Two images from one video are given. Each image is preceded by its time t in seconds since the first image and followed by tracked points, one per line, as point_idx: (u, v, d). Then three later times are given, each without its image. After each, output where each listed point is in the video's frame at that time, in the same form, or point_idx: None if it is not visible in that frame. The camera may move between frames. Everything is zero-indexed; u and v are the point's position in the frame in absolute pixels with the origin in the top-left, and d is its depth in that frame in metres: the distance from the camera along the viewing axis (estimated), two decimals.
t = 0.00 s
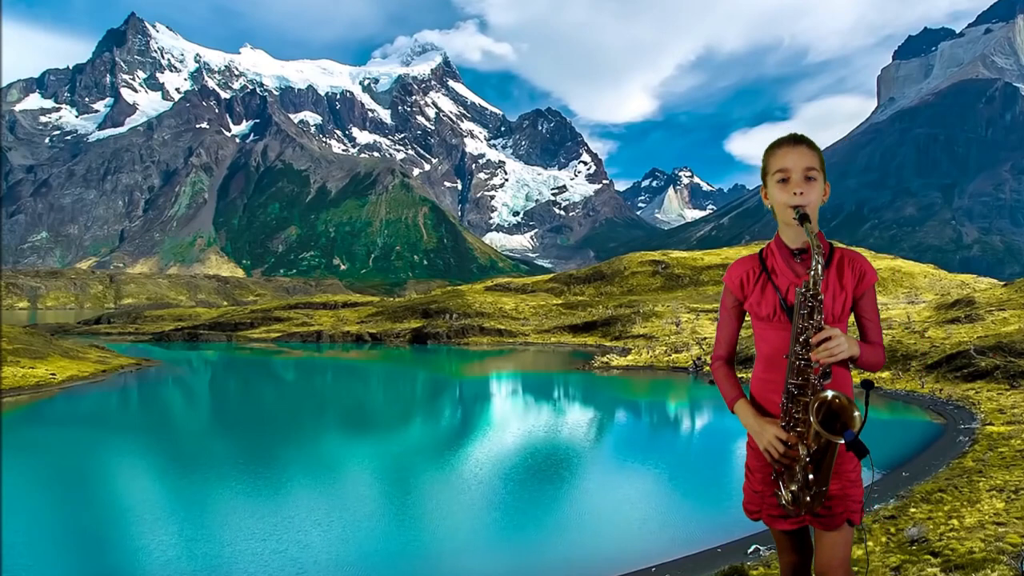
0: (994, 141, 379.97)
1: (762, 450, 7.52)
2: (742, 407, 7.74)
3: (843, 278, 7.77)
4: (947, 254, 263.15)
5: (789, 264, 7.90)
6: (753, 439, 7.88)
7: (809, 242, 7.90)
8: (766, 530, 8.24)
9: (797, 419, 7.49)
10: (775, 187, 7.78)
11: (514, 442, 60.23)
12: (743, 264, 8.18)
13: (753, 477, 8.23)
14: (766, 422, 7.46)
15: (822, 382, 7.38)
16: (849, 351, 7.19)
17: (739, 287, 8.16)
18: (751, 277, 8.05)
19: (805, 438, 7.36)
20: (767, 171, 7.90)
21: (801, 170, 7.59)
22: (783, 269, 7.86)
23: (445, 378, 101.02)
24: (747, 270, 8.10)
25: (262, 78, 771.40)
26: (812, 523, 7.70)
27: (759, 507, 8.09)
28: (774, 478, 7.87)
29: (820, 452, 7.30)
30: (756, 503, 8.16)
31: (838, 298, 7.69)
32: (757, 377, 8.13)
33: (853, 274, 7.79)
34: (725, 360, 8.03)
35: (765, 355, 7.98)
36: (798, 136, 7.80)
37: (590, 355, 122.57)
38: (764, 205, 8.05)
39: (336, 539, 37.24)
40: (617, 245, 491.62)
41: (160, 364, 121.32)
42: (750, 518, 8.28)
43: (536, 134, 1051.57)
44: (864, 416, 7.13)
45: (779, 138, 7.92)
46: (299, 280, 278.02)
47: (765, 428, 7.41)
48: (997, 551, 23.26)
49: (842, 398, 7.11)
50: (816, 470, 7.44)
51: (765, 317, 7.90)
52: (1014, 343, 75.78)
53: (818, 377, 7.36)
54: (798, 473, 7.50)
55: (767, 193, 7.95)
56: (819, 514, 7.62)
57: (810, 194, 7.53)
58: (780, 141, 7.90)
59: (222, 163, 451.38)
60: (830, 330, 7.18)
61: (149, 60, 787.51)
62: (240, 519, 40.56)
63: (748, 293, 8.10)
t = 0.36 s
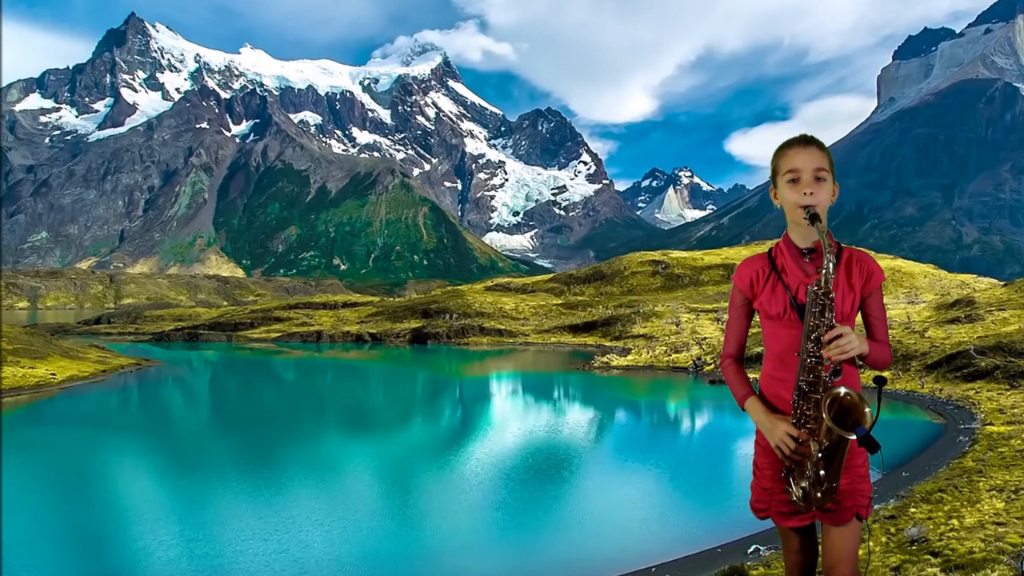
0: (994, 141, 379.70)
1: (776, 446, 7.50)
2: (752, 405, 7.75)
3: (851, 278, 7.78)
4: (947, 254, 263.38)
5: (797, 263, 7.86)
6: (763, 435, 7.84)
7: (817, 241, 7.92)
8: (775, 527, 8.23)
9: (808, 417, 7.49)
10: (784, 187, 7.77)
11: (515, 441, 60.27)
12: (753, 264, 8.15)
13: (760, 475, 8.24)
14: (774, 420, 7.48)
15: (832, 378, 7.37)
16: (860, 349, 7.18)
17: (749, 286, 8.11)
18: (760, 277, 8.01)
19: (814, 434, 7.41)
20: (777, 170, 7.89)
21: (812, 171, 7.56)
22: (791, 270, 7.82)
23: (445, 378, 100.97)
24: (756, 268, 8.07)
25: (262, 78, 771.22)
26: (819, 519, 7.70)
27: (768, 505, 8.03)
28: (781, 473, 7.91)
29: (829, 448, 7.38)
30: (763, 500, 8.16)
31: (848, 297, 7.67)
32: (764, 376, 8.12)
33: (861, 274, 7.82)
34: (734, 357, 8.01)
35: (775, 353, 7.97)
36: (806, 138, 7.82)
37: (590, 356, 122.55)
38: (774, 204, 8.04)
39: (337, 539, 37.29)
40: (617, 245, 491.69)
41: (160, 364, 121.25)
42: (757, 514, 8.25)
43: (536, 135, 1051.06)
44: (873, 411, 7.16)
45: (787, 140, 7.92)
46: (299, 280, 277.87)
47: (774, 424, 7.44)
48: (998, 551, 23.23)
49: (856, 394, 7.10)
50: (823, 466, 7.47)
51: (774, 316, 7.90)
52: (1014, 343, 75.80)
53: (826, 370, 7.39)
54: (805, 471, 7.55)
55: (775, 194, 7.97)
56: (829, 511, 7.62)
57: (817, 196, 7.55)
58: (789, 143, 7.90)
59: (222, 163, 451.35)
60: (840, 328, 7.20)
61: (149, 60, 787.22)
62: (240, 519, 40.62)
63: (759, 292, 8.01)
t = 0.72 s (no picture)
0: (994, 141, 379.51)
1: (789, 445, 7.52)
2: (769, 401, 7.74)
3: (867, 275, 7.70)
4: (948, 254, 263.04)
5: (808, 263, 7.82)
6: (777, 434, 7.82)
7: (831, 238, 7.85)
8: (789, 523, 8.24)
9: (820, 414, 7.47)
10: (798, 186, 7.69)
11: (515, 441, 60.29)
12: (768, 262, 8.10)
13: (775, 473, 8.20)
14: (790, 419, 7.47)
15: (845, 381, 7.32)
16: (873, 350, 7.14)
17: (762, 282, 8.11)
18: (774, 275, 7.98)
19: (832, 433, 7.34)
20: (790, 168, 7.82)
21: (826, 172, 7.51)
22: (805, 268, 7.77)
23: (445, 378, 100.99)
24: (772, 266, 8.00)
25: (262, 77, 771.23)
26: (834, 514, 7.70)
27: (783, 501, 8.02)
28: (800, 470, 7.85)
29: (845, 448, 7.29)
30: (781, 498, 8.12)
31: (860, 295, 7.66)
32: (783, 367, 8.06)
33: (875, 271, 7.71)
34: (751, 354, 8.01)
35: (791, 353, 7.91)
36: (820, 137, 7.75)
37: (590, 356, 122.59)
38: (787, 203, 7.96)
39: (338, 539, 37.30)
40: (617, 245, 491.28)
41: (160, 364, 121.32)
42: (770, 510, 8.23)
43: (535, 134, 1050.30)
44: (888, 410, 7.08)
45: (801, 138, 7.83)
46: (299, 280, 277.90)
47: (790, 421, 7.44)
48: (997, 551, 23.25)
49: (868, 394, 7.02)
50: (839, 465, 7.40)
51: (789, 314, 7.87)
52: (1014, 343, 75.79)
53: (842, 372, 7.31)
54: (822, 466, 7.49)
55: (786, 193, 7.92)
56: (843, 508, 7.64)
57: (833, 193, 7.47)
58: (803, 140, 7.84)
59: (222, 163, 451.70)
60: (853, 327, 7.15)
61: (149, 60, 786.79)
62: (240, 519, 40.65)
63: (772, 290, 8.01)
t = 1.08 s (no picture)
0: (994, 141, 379.54)
1: (804, 438, 7.45)
2: (785, 389, 7.69)
3: (884, 267, 7.60)
4: (948, 254, 262.85)
5: (829, 253, 7.75)
6: (791, 426, 7.80)
7: (850, 227, 7.73)
8: (801, 518, 8.15)
9: (834, 403, 7.42)
10: (818, 178, 7.65)
11: (515, 441, 60.32)
12: (783, 253, 8.10)
13: (790, 467, 8.12)
14: (804, 410, 7.44)
15: (859, 372, 7.24)
16: (889, 344, 7.03)
17: (780, 272, 8.05)
18: (791, 265, 7.95)
19: (845, 427, 7.26)
20: (812, 160, 7.75)
21: (846, 160, 7.42)
22: (826, 258, 7.69)
23: (445, 378, 101.00)
24: (787, 256, 8.00)
25: (262, 77, 770.95)
26: (847, 508, 7.64)
27: (797, 495, 7.93)
28: (813, 464, 7.78)
29: (857, 441, 7.19)
30: (794, 493, 8.04)
31: (877, 285, 7.56)
32: (796, 356, 8.02)
33: (894, 264, 7.58)
34: (769, 344, 7.99)
35: (804, 344, 7.88)
36: (844, 123, 7.63)
37: (590, 355, 122.56)
38: (808, 192, 7.88)
39: (338, 540, 37.30)
40: (617, 245, 491.30)
41: (160, 364, 121.34)
42: (783, 506, 8.17)
43: (535, 134, 1051.05)
44: (900, 404, 7.01)
45: (824, 126, 7.74)
46: (299, 280, 278.04)
47: (805, 412, 7.40)
48: (996, 550, 23.29)
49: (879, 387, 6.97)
50: (852, 461, 7.30)
51: (803, 304, 7.84)
52: (1014, 343, 75.82)
53: (857, 365, 7.22)
54: (834, 463, 7.40)
55: (810, 182, 7.82)
56: (856, 502, 7.58)
57: (852, 183, 7.38)
58: (825, 131, 7.73)
59: (222, 163, 451.47)
60: (868, 319, 7.08)
61: (150, 60, 787.47)
62: (241, 520, 40.63)
63: (790, 280, 7.99)
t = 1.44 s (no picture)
0: (994, 141, 379.20)
1: (806, 427, 7.44)
2: (789, 381, 7.68)
3: (890, 262, 7.55)
4: (948, 254, 262.49)
5: (833, 246, 7.73)
6: (796, 419, 7.75)
7: (854, 221, 7.71)
8: (803, 514, 8.03)
9: (834, 398, 7.42)
10: (825, 168, 7.59)
11: (515, 441, 60.34)
12: (791, 244, 8.05)
13: (791, 463, 8.11)
14: (806, 401, 7.42)
15: (860, 367, 7.20)
16: (891, 338, 7.00)
17: (788, 263, 8.05)
18: (799, 255, 7.92)
19: (842, 422, 7.28)
20: (820, 150, 7.73)
21: (851, 152, 7.42)
22: (829, 253, 7.67)
23: (445, 378, 101.00)
24: (794, 248, 7.99)
25: (262, 77, 770.99)
26: (846, 504, 7.64)
27: (799, 491, 7.90)
28: (815, 459, 7.75)
29: (857, 436, 7.14)
30: (792, 485, 8.04)
31: (885, 280, 7.47)
32: (799, 347, 8.02)
33: (901, 257, 7.52)
34: (774, 338, 7.99)
35: (809, 336, 7.85)
36: (849, 116, 7.63)
37: (590, 356, 122.58)
38: (816, 184, 7.84)
39: (340, 539, 37.27)
40: (617, 245, 491.09)
41: (160, 364, 121.37)
42: (787, 500, 8.11)
43: (535, 134, 1050.51)
44: (900, 398, 6.98)
45: (829, 120, 7.74)
46: (299, 280, 278.51)
47: (806, 404, 7.37)
48: (997, 551, 23.27)
49: (880, 381, 6.93)
50: (852, 457, 7.27)
51: (812, 296, 7.78)
52: (1014, 343, 75.82)
53: (858, 359, 7.20)
54: (833, 456, 7.41)
55: (816, 172, 7.79)
56: (853, 499, 7.58)
57: (860, 174, 7.32)
58: (830, 123, 7.75)
59: (222, 163, 451.33)
60: (871, 316, 7.02)
61: (150, 60, 787.34)
62: (242, 519, 40.64)
63: (796, 271, 7.99)
